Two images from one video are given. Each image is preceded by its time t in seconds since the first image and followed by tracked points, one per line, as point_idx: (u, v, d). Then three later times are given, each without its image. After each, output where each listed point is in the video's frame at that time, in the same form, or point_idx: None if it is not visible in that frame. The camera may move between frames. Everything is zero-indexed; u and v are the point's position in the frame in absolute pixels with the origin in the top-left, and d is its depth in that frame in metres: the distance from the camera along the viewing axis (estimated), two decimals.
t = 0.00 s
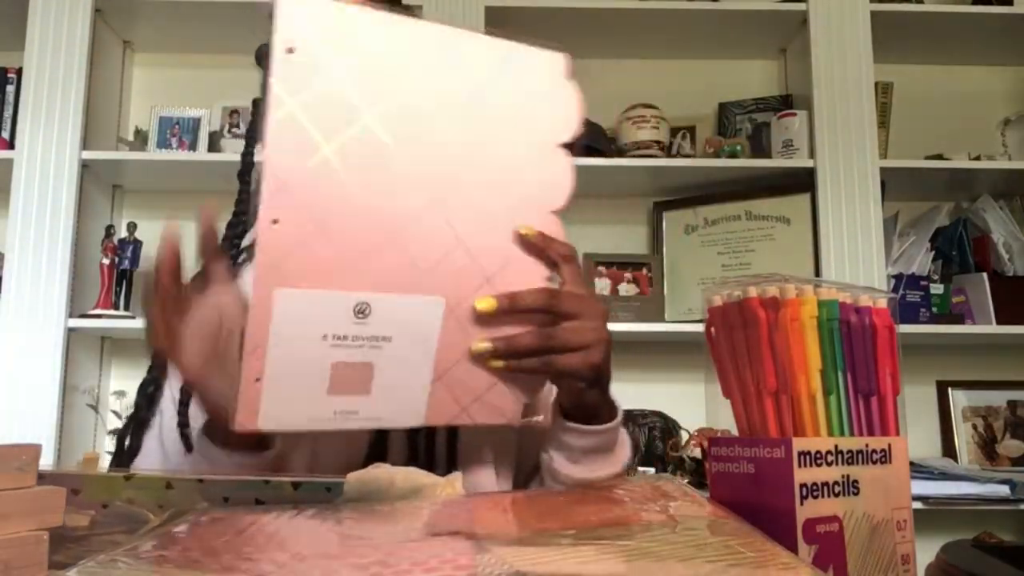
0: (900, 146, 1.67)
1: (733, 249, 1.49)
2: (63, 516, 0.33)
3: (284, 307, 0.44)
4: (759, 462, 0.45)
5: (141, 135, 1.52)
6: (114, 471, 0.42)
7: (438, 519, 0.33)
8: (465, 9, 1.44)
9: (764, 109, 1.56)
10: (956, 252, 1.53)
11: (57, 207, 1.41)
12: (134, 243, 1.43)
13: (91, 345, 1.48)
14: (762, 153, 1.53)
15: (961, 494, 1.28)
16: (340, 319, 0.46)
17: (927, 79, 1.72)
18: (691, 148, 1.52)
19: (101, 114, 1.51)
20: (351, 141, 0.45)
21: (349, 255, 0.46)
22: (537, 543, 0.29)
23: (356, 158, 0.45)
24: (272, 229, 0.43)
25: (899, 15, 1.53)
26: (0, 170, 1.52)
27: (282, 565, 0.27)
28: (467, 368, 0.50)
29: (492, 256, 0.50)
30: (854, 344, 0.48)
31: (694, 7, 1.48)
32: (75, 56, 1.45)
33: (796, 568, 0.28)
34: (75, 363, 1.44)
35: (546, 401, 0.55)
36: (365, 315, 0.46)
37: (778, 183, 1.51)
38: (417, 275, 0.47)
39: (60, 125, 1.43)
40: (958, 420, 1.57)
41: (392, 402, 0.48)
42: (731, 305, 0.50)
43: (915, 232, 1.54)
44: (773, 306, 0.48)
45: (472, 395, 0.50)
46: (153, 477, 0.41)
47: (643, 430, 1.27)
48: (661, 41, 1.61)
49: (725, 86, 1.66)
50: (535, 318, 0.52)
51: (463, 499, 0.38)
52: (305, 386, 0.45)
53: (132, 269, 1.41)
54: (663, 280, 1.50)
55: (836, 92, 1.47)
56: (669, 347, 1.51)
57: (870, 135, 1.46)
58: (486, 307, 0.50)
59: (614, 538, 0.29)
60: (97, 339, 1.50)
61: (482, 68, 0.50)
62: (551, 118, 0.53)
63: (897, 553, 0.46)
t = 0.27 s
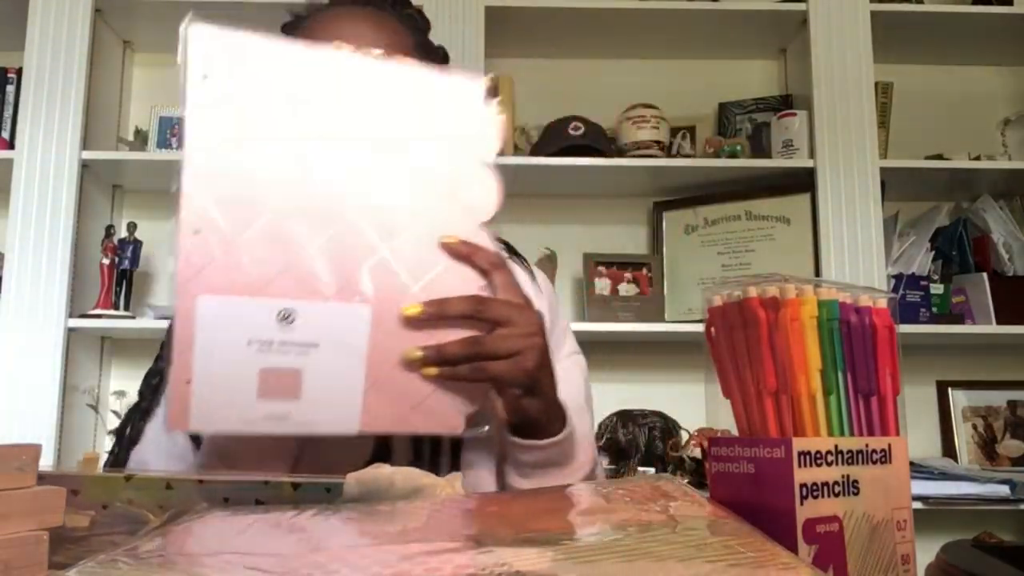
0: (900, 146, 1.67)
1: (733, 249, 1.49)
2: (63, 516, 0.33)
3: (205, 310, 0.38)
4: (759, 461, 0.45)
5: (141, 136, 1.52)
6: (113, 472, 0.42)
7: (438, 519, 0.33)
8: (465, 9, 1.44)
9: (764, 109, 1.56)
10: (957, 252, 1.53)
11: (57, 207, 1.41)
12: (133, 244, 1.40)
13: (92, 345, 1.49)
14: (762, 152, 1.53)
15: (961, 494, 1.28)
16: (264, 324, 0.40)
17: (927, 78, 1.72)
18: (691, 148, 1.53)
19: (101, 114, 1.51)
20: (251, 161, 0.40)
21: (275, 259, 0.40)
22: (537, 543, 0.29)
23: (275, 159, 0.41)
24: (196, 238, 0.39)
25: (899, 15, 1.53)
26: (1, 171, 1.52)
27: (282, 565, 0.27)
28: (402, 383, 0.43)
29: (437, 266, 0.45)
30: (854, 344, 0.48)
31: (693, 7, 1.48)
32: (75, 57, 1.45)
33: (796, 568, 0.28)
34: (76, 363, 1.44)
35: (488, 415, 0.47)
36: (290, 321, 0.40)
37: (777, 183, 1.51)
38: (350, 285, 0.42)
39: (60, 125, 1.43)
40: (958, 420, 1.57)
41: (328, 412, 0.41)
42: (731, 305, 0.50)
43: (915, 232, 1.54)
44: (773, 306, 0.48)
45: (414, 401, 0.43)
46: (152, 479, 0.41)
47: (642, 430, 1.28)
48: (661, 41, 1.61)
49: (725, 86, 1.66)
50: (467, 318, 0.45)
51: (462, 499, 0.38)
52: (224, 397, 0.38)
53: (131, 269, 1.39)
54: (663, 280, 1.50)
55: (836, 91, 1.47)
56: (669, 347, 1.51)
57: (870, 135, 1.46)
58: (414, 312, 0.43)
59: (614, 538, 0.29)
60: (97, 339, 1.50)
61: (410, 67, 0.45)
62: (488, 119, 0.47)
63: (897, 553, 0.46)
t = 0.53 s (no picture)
0: (900, 146, 1.67)
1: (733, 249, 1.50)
2: (63, 516, 0.33)
3: (227, 365, 0.43)
4: (759, 462, 0.45)
5: (141, 136, 1.52)
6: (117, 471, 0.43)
7: (438, 519, 0.33)
8: (466, 9, 1.44)
9: (764, 110, 1.56)
10: (957, 252, 1.53)
11: (57, 207, 1.41)
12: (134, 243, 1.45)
13: (91, 345, 1.48)
14: (762, 152, 1.53)
15: (961, 494, 1.28)
16: (285, 367, 0.43)
17: (927, 78, 1.72)
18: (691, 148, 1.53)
19: (101, 114, 1.51)
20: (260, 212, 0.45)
21: (280, 291, 0.44)
22: (537, 543, 0.29)
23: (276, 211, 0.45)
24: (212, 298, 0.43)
25: (899, 15, 1.53)
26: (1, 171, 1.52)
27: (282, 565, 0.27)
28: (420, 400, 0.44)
29: (430, 284, 0.46)
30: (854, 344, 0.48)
31: (694, 7, 1.48)
32: (75, 56, 1.44)
33: (796, 568, 0.28)
34: (76, 363, 1.44)
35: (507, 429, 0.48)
36: (306, 359, 0.44)
37: (778, 183, 1.51)
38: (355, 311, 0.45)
39: (59, 125, 1.43)
40: (958, 420, 1.57)
41: (351, 433, 0.43)
42: (731, 305, 0.50)
43: (915, 232, 1.54)
44: (773, 306, 0.48)
45: (430, 422, 0.44)
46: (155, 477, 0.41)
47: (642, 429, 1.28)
48: (661, 41, 1.61)
49: (725, 86, 1.66)
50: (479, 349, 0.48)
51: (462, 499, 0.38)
52: (250, 440, 0.42)
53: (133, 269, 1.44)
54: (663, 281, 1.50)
55: (836, 91, 1.47)
56: (670, 347, 1.51)
57: (870, 135, 1.46)
58: (415, 333, 0.45)
59: (615, 539, 0.29)
60: (97, 339, 1.50)
61: (394, 111, 0.48)
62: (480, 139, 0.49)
63: (897, 553, 0.46)
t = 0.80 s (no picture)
0: (900, 146, 1.67)
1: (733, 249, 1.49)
2: (63, 516, 0.33)
3: (218, 378, 0.36)
4: (759, 462, 0.45)
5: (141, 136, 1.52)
6: (117, 472, 0.42)
7: (438, 519, 0.33)
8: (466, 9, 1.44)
9: (764, 109, 1.56)
10: (957, 252, 1.54)
11: (57, 207, 1.41)
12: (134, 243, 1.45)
13: (92, 345, 1.49)
14: (762, 152, 1.53)
15: (962, 494, 1.28)
16: (273, 380, 0.37)
17: (927, 78, 1.72)
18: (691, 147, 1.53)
19: (101, 114, 1.51)
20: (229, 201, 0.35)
21: (250, 294, 0.35)
22: (537, 543, 0.29)
23: (250, 207, 0.35)
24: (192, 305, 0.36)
25: (899, 16, 1.53)
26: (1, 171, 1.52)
27: (282, 565, 0.27)
28: (424, 420, 0.38)
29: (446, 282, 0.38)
30: (854, 344, 0.48)
31: (694, 6, 1.48)
32: (75, 56, 1.45)
33: (796, 568, 0.28)
34: (76, 363, 1.44)
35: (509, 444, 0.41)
36: (301, 374, 0.37)
37: (777, 183, 1.51)
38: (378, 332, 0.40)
39: (59, 125, 1.43)
40: (958, 420, 1.57)
41: (357, 457, 0.38)
42: (731, 305, 0.50)
43: (915, 232, 1.54)
44: (773, 306, 0.48)
45: (435, 441, 0.39)
46: (155, 477, 0.40)
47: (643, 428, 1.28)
48: (661, 41, 1.61)
49: (725, 86, 1.66)
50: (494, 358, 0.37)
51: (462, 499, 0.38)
52: (250, 447, 0.37)
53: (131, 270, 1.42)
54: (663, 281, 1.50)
55: (836, 91, 1.47)
56: (670, 347, 1.51)
57: (870, 135, 1.46)
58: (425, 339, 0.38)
59: (616, 539, 0.29)
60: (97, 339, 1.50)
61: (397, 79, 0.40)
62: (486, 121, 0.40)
63: (897, 553, 0.46)
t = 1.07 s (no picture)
0: (900, 146, 1.67)
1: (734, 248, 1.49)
2: (64, 517, 0.33)
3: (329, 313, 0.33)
4: (759, 462, 0.45)
5: (141, 135, 1.52)
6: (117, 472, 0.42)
7: (439, 519, 0.33)
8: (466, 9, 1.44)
9: (764, 109, 1.56)
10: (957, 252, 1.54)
11: (57, 207, 1.41)
12: (134, 243, 1.46)
13: (92, 345, 1.49)
14: (762, 152, 1.53)
15: (962, 494, 1.28)
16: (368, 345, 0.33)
17: (927, 78, 1.72)
18: (691, 148, 1.53)
19: (101, 114, 1.51)
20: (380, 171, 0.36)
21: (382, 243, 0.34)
22: (537, 544, 0.28)
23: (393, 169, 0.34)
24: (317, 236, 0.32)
25: (899, 15, 1.53)
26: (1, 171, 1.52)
27: (283, 565, 0.27)
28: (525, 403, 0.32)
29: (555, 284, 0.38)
30: (854, 344, 0.48)
31: (694, 6, 1.48)
32: (75, 56, 1.44)
33: (796, 568, 0.28)
34: (76, 363, 1.44)
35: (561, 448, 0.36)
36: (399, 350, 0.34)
37: (778, 183, 1.51)
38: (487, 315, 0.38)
39: (59, 125, 1.42)
40: (958, 420, 1.57)
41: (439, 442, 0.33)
42: (731, 305, 0.50)
43: (915, 232, 1.54)
44: (773, 306, 0.48)
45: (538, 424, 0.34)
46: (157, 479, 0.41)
47: (644, 429, 1.28)
48: (661, 41, 1.61)
49: (725, 86, 1.66)
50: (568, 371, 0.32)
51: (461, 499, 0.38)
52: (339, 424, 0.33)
53: (133, 269, 1.44)
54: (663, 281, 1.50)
55: (836, 91, 1.47)
56: (670, 347, 1.51)
57: (870, 134, 1.46)
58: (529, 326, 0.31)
59: (616, 539, 0.29)
60: (97, 338, 1.50)
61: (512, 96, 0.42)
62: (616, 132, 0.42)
63: (897, 553, 0.46)
